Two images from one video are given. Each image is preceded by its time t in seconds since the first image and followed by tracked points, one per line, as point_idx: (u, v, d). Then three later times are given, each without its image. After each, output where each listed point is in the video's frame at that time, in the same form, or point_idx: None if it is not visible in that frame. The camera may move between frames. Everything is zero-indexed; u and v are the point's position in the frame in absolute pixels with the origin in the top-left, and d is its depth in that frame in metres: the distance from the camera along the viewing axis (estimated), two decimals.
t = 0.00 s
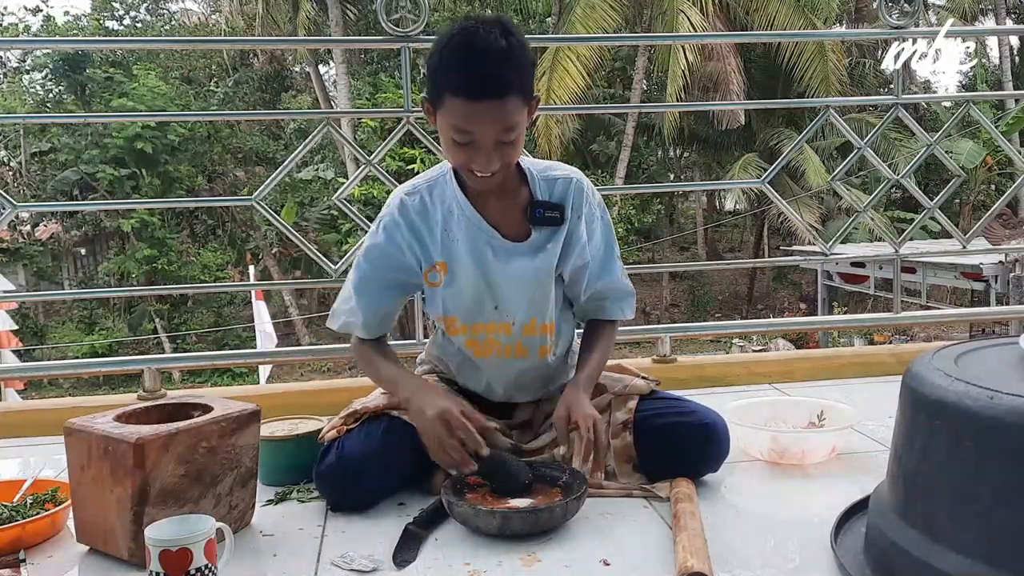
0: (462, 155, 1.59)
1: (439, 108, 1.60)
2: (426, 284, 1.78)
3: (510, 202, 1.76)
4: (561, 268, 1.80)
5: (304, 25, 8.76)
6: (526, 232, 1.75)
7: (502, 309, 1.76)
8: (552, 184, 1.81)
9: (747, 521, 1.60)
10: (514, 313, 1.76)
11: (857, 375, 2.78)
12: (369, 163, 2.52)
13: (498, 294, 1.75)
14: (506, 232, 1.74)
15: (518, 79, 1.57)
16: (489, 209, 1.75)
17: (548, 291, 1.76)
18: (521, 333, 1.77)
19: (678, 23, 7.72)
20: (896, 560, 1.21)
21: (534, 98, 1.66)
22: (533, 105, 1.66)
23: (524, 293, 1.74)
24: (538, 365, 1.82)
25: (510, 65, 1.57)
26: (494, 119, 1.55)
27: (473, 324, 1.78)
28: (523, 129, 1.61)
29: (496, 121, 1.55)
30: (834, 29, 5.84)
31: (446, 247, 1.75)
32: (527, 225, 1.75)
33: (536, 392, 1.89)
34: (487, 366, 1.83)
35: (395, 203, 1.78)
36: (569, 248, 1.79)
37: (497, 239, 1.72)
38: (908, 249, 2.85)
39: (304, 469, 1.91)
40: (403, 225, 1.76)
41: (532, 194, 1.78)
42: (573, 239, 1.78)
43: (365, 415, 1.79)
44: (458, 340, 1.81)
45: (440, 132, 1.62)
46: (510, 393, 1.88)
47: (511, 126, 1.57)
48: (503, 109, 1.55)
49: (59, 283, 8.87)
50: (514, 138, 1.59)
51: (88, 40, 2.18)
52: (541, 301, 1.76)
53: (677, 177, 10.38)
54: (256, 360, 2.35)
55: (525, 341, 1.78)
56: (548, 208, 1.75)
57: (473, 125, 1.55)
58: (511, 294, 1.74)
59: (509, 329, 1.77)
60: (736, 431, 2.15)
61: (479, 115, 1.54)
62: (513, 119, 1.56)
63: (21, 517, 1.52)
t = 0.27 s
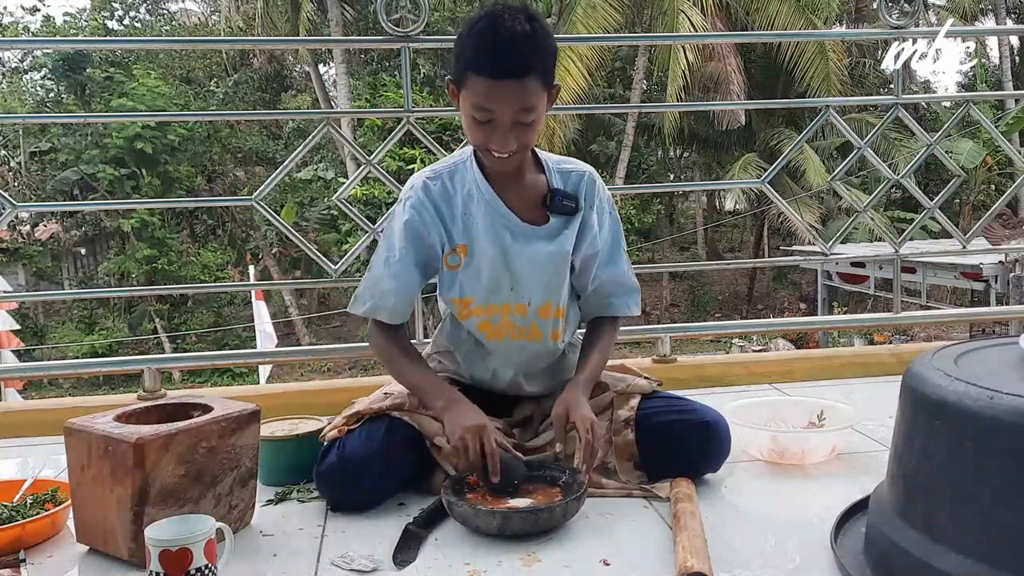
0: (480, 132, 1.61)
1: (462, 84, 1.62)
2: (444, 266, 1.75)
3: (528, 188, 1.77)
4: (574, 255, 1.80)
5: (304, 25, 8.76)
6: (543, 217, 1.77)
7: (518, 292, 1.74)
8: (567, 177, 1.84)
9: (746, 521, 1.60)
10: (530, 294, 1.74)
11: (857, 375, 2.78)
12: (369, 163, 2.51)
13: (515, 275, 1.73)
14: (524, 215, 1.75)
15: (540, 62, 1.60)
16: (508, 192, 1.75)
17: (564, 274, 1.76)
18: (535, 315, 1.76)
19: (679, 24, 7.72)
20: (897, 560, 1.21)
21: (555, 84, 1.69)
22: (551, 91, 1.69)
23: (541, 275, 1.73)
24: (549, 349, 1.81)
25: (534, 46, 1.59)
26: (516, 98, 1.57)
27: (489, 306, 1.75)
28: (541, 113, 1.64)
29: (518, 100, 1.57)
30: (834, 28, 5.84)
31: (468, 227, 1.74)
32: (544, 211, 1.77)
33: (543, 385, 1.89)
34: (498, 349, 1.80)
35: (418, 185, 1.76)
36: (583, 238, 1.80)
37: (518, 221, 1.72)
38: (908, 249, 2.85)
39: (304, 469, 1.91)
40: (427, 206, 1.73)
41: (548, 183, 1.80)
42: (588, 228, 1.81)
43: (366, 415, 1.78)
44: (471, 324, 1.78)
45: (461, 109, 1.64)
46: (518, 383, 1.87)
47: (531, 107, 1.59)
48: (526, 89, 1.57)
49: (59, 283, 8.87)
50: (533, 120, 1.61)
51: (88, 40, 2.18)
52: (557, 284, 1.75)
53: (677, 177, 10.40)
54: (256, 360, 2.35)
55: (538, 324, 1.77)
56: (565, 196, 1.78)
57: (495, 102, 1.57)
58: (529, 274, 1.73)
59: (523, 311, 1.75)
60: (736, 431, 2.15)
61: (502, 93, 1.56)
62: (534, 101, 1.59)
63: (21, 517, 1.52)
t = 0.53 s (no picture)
0: (488, 119, 1.61)
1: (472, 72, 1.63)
2: (449, 257, 1.76)
3: (536, 184, 1.77)
4: (579, 251, 1.79)
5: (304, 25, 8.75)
6: (549, 214, 1.77)
7: (521, 285, 1.74)
8: (576, 176, 1.84)
9: (746, 521, 1.60)
10: (533, 289, 1.74)
11: (857, 375, 2.78)
12: (369, 163, 2.51)
13: (518, 269, 1.73)
14: (530, 210, 1.75)
15: (550, 52, 1.61)
16: (515, 187, 1.76)
17: (568, 270, 1.76)
18: (537, 309, 1.75)
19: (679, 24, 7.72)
20: (897, 560, 1.21)
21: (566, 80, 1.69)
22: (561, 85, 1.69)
23: (544, 270, 1.74)
24: (551, 346, 1.81)
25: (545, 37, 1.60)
26: (523, 87, 1.57)
27: (492, 298, 1.75)
28: (549, 104, 1.63)
29: (524, 89, 1.57)
30: (835, 29, 5.84)
31: (474, 219, 1.75)
32: (550, 207, 1.77)
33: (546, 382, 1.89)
34: (500, 343, 1.80)
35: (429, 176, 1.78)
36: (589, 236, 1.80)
37: (522, 215, 1.73)
38: (908, 249, 2.85)
39: (304, 469, 1.91)
40: (436, 197, 1.75)
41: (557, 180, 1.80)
42: (594, 227, 1.81)
43: (367, 415, 1.78)
44: (474, 316, 1.78)
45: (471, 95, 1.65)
46: (522, 379, 1.87)
47: (539, 97, 1.59)
48: (533, 79, 1.57)
49: (59, 283, 8.87)
50: (539, 110, 1.61)
51: (88, 40, 2.18)
52: (561, 280, 1.75)
53: (677, 177, 10.41)
54: (256, 360, 2.35)
55: (541, 318, 1.76)
56: (572, 195, 1.78)
57: (501, 91, 1.57)
58: (532, 268, 1.73)
59: (526, 305, 1.75)
60: (737, 431, 2.15)
61: (509, 81, 1.56)
62: (542, 91, 1.59)
63: (22, 517, 1.52)
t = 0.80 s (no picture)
0: (459, 108, 1.64)
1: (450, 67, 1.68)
2: (445, 259, 1.75)
3: (531, 186, 1.77)
4: (575, 254, 1.79)
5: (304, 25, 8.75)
6: (545, 216, 1.77)
7: (518, 288, 1.74)
8: (571, 179, 1.85)
9: (746, 521, 1.60)
10: (529, 291, 1.74)
11: (857, 375, 2.78)
12: (369, 163, 2.51)
13: (514, 270, 1.73)
14: (526, 213, 1.76)
15: (522, 43, 1.63)
16: (510, 189, 1.76)
17: (564, 271, 1.75)
18: (533, 312, 1.75)
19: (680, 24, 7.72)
20: (897, 560, 1.21)
21: (546, 76, 1.69)
22: (541, 82, 1.69)
23: (540, 272, 1.73)
24: (548, 348, 1.80)
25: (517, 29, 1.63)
26: (489, 72, 1.59)
27: (489, 300, 1.75)
28: (523, 95, 1.63)
29: (491, 74, 1.59)
30: (835, 29, 5.84)
31: (470, 222, 1.75)
32: (545, 210, 1.77)
33: (543, 383, 1.89)
34: (496, 345, 1.79)
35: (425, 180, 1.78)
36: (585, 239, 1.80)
37: (519, 218, 1.73)
38: (908, 249, 2.85)
39: (304, 469, 1.91)
40: (432, 199, 1.75)
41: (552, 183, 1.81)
42: (591, 230, 1.81)
43: (366, 415, 1.78)
44: (470, 319, 1.77)
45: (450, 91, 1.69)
46: (519, 380, 1.86)
47: (507, 83, 1.60)
48: (500, 65, 1.60)
49: (59, 282, 8.87)
50: (511, 98, 1.62)
51: (88, 40, 2.18)
52: (557, 282, 1.75)
53: (677, 177, 10.41)
54: (256, 360, 2.34)
55: (537, 321, 1.76)
56: (568, 197, 1.79)
57: (470, 77, 1.60)
58: (528, 270, 1.73)
59: (522, 307, 1.75)
60: (737, 431, 2.15)
61: (477, 67, 1.60)
62: (509, 77, 1.61)
63: (21, 517, 1.52)
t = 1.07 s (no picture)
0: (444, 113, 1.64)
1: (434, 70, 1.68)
2: (437, 259, 1.76)
3: (524, 187, 1.77)
4: (568, 255, 1.79)
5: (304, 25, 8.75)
6: (538, 218, 1.77)
7: (510, 289, 1.74)
8: (567, 178, 1.85)
9: (746, 522, 1.60)
10: (522, 292, 1.74)
11: (858, 374, 2.78)
12: (368, 163, 2.51)
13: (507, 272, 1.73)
14: (518, 214, 1.76)
15: (503, 43, 1.62)
16: (503, 190, 1.76)
17: (557, 273, 1.75)
18: (526, 313, 1.76)
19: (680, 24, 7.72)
20: (897, 560, 1.21)
21: (530, 75, 1.68)
22: (527, 81, 1.68)
23: (533, 274, 1.73)
24: (542, 350, 1.80)
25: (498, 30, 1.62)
26: (470, 77, 1.59)
27: (482, 300, 1.75)
28: (506, 97, 1.62)
29: (473, 79, 1.59)
30: (835, 29, 5.84)
31: (462, 222, 1.75)
32: (539, 211, 1.77)
33: (539, 384, 1.89)
34: (490, 346, 1.79)
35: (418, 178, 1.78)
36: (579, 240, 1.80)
37: (511, 218, 1.73)
38: (908, 249, 2.85)
39: (304, 469, 1.91)
40: (425, 198, 1.75)
41: (547, 183, 1.81)
42: (585, 231, 1.81)
43: (364, 415, 1.78)
44: (463, 319, 1.77)
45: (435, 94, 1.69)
46: (515, 381, 1.86)
47: (489, 87, 1.60)
48: (482, 69, 1.59)
49: (59, 282, 8.88)
50: (494, 101, 1.61)
51: (88, 40, 2.18)
52: (550, 284, 1.75)
53: (677, 177, 10.41)
54: (256, 360, 2.34)
55: (531, 322, 1.77)
56: (561, 199, 1.78)
57: (452, 82, 1.60)
58: (520, 271, 1.73)
59: (515, 308, 1.75)
60: (737, 432, 2.15)
61: (457, 72, 1.59)
62: (491, 80, 1.60)
63: (21, 517, 1.52)
